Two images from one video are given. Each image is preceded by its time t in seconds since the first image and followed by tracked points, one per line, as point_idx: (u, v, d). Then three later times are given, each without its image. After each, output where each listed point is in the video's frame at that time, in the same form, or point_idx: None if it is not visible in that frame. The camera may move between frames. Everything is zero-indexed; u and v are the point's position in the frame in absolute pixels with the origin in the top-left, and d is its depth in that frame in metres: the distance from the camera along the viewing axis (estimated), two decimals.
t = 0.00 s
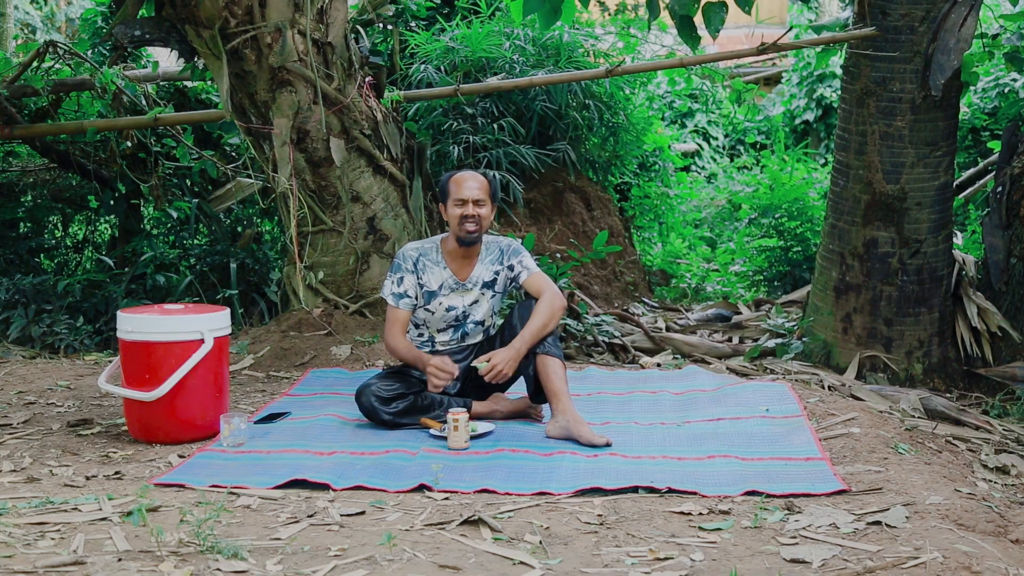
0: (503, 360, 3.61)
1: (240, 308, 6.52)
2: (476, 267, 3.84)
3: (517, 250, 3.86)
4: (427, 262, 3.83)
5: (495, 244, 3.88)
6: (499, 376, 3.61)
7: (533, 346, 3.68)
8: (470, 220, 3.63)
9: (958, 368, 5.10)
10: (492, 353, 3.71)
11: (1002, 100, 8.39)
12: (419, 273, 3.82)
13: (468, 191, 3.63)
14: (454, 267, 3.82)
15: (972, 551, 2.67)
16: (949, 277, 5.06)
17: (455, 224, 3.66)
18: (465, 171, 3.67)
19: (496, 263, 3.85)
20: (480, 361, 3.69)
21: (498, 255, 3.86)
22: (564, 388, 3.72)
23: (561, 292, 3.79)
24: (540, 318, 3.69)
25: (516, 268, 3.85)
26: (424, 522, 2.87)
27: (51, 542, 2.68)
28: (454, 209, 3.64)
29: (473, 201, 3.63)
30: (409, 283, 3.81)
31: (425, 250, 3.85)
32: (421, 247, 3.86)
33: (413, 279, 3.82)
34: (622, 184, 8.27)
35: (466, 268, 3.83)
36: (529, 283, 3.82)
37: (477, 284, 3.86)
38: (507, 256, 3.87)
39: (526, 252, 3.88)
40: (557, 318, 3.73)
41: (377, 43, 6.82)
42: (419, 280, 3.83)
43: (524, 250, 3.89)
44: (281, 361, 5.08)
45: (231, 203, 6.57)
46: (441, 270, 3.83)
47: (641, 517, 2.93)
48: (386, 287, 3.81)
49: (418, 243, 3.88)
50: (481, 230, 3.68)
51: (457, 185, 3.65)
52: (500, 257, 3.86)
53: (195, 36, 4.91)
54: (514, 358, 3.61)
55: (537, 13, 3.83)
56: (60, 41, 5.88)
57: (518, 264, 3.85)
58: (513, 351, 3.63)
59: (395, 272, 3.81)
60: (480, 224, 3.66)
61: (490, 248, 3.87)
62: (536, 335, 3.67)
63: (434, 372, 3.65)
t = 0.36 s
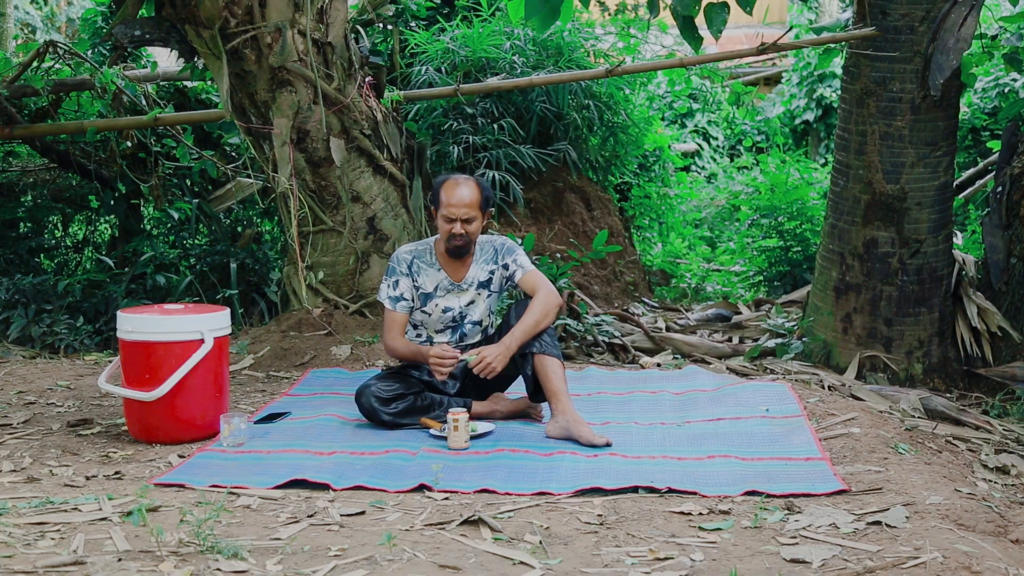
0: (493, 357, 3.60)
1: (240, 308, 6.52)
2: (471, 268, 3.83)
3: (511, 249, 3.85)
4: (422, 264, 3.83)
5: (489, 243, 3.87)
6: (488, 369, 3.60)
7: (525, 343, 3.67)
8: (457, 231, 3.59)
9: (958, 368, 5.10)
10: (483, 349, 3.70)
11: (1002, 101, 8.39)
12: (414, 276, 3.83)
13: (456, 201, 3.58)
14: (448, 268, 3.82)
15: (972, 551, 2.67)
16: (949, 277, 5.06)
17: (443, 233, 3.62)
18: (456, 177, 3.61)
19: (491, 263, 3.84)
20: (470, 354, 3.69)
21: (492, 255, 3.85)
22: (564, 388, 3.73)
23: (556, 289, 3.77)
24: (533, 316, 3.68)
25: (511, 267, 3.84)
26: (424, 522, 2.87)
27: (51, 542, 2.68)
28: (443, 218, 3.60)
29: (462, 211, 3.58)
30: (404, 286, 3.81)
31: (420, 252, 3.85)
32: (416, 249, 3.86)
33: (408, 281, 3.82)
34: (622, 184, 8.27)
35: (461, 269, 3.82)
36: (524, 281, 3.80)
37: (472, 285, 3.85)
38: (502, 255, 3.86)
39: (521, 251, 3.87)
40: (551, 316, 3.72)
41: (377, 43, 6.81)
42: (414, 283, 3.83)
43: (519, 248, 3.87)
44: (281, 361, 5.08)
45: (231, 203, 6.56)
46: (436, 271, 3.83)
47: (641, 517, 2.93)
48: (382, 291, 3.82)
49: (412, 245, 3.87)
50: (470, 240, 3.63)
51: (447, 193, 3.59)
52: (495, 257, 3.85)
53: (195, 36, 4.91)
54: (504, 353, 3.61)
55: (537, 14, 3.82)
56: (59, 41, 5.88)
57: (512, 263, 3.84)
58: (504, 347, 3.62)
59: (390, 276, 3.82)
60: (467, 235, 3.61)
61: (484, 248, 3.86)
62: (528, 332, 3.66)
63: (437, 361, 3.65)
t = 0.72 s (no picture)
0: (489, 359, 3.61)
1: (240, 308, 6.52)
2: (471, 270, 3.83)
3: (510, 249, 3.85)
4: (423, 266, 3.81)
5: (488, 244, 3.86)
6: (483, 373, 3.62)
7: (524, 344, 3.68)
8: (461, 237, 3.59)
9: (958, 368, 5.10)
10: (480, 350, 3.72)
11: (1002, 101, 8.39)
12: (414, 278, 3.81)
13: (460, 208, 3.56)
14: (448, 270, 3.80)
15: (972, 551, 2.67)
16: (949, 277, 5.06)
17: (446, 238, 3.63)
18: (459, 182, 3.58)
19: (490, 264, 3.84)
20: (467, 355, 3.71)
21: (492, 256, 3.85)
22: (564, 388, 3.73)
23: (554, 289, 3.77)
24: (531, 317, 3.68)
25: (510, 267, 3.84)
26: (424, 522, 2.87)
27: (51, 542, 2.68)
28: (446, 225, 3.59)
29: (465, 218, 3.56)
30: (405, 288, 3.80)
31: (420, 253, 3.82)
32: (415, 250, 3.83)
33: (408, 283, 3.80)
34: (622, 184, 8.26)
35: (461, 271, 3.81)
36: (523, 282, 3.80)
37: (472, 286, 3.86)
38: (501, 256, 3.85)
39: (519, 250, 3.86)
40: (550, 317, 3.72)
41: (377, 43, 6.81)
42: (414, 285, 3.82)
43: (518, 248, 3.87)
44: (281, 361, 5.08)
45: (231, 203, 6.55)
46: (436, 273, 3.82)
47: (641, 517, 2.93)
48: (382, 292, 3.80)
49: (412, 247, 3.84)
50: (474, 244, 3.64)
51: (450, 199, 3.57)
52: (494, 258, 3.85)
53: (195, 36, 4.92)
54: (501, 356, 3.62)
55: (538, 15, 3.85)
56: (59, 41, 5.88)
57: (512, 263, 3.83)
58: (501, 350, 3.64)
59: (390, 278, 3.79)
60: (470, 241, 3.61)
61: (484, 249, 3.85)
62: (527, 334, 3.67)
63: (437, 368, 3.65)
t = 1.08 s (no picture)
0: (500, 364, 3.63)
1: (240, 308, 6.52)
2: (474, 271, 3.83)
3: (514, 251, 3.84)
4: (426, 266, 3.81)
5: (492, 245, 3.85)
6: (494, 377, 3.64)
7: (531, 348, 3.69)
8: (465, 242, 3.59)
9: (958, 368, 5.10)
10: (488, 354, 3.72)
11: (1002, 100, 8.40)
12: (417, 278, 3.81)
13: (466, 213, 3.56)
14: (452, 272, 3.80)
15: (972, 551, 2.67)
16: (948, 276, 5.06)
17: (450, 241, 3.63)
18: (467, 186, 3.58)
19: (494, 266, 3.84)
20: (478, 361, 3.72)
21: (496, 258, 3.84)
22: (564, 388, 3.73)
23: (559, 291, 3.79)
24: (539, 319, 3.69)
25: (514, 270, 3.83)
26: (424, 522, 2.87)
27: (51, 542, 2.68)
28: (452, 228, 3.59)
29: (471, 223, 3.56)
30: (407, 288, 3.79)
31: (424, 254, 3.82)
32: (419, 250, 3.83)
33: (412, 283, 3.80)
34: (622, 184, 8.26)
35: (464, 273, 3.81)
36: (527, 284, 3.80)
37: (475, 288, 3.85)
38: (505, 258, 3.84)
39: (524, 253, 3.85)
40: (556, 319, 3.73)
41: (377, 43, 6.81)
42: (417, 285, 3.82)
43: (522, 250, 3.86)
44: (281, 361, 5.08)
45: (231, 203, 6.55)
46: (439, 274, 3.82)
47: (641, 517, 2.93)
48: (384, 291, 3.80)
49: (416, 246, 3.84)
50: (478, 249, 3.65)
51: (457, 203, 3.57)
52: (498, 260, 3.84)
53: (195, 36, 4.93)
54: (511, 360, 3.64)
55: (538, 15, 3.86)
56: (59, 41, 5.88)
57: (515, 266, 3.83)
58: (511, 354, 3.65)
59: (394, 277, 3.79)
60: (474, 247, 3.61)
61: (489, 250, 3.84)
62: (534, 337, 3.67)
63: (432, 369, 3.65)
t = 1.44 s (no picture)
0: (495, 356, 3.65)
1: (240, 308, 6.52)
2: (478, 271, 3.83)
3: (518, 253, 3.85)
4: (430, 265, 3.81)
5: (497, 246, 3.86)
6: (488, 368, 3.66)
7: (528, 346, 3.70)
8: (470, 241, 3.59)
9: (958, 367, 5.10)
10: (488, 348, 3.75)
11: (1002, 100, 8.40)
12: (420, 276, 3.81)
13: (471, 212, 3.56)
14: (456, 271, 3.81)
15: (972, 551, 2.67)
16: (948, 276, 5.05)
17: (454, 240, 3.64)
18: (473, 186, 3.58)
19: (498, 267, 3.84)
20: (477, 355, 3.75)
21: (500, 258, 3.85)
22: (564, 387, 3.73)
23: (562, 293, 3.79)
24: (539, 318, 3.69)
25: (517, 271, 3.84)
26: (424, 522, 2.87)
27: (51, 542, 2.68)
28: (457, 227, 3.59)
29: (476, 222, 3.56)
30: (410, 286, 3.80)
31: (428, 252, 3.82)
32: (424, 249, 3.83)
33: (415, 282, 3.81)
34: (622, 184, 8.26)
35: (468, 273, 3.81)
36: (530, 285, 3.81)
37: (478, 288, 3.86)
38: (509, 259, 3.86)
39: (528, 255, 3.86)
40: (556, 320, 3.73)
41: (377, 43, 6.81)
42: (419, 283, 3.82)
43: (526, 252, 3.87)
44: (281, 361, 5.08)
45: (231, 203, 6.54)
46: (442, 273, 3.82)
47: (640, 517, 2.93)
48: (387, 289, 3.80)
49: (420, 245, 3.84)
50: (482, 249, 3.64)
51: (462, 202, 3.57)
52: (502, 261, 3.85)
53: (195, 35, 4.93)
54: (506, 353, 3.66)
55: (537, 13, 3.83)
56: (59, 41, 5.88)
57: (519, 266, 3.84)
58: (507, 347, 3.67)
59: (396, 274, 3.79)
60: (478, 246, 3.61)
61: (493, 251, 3.85)
62: (531, 336, 3.68)
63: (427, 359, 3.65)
